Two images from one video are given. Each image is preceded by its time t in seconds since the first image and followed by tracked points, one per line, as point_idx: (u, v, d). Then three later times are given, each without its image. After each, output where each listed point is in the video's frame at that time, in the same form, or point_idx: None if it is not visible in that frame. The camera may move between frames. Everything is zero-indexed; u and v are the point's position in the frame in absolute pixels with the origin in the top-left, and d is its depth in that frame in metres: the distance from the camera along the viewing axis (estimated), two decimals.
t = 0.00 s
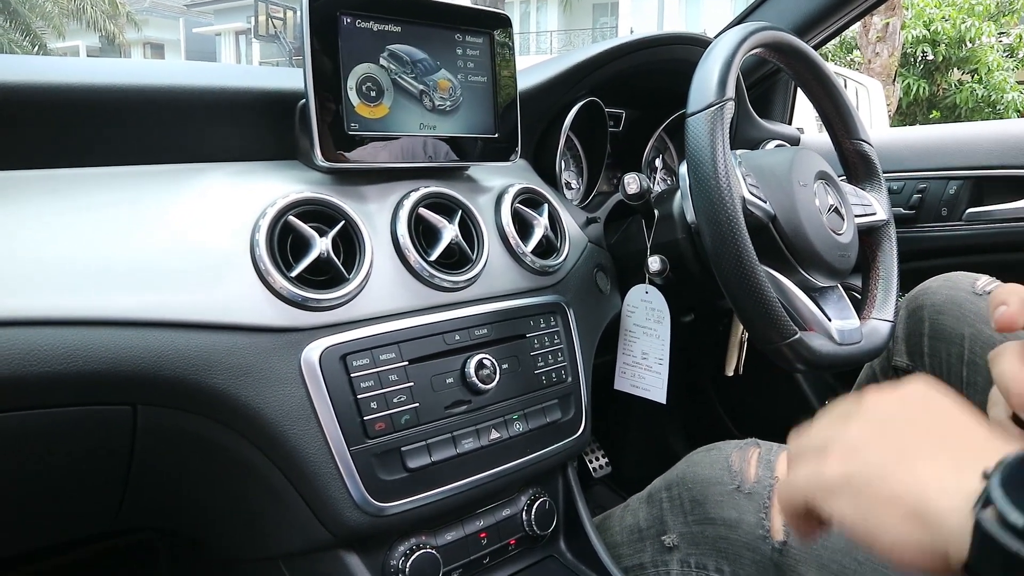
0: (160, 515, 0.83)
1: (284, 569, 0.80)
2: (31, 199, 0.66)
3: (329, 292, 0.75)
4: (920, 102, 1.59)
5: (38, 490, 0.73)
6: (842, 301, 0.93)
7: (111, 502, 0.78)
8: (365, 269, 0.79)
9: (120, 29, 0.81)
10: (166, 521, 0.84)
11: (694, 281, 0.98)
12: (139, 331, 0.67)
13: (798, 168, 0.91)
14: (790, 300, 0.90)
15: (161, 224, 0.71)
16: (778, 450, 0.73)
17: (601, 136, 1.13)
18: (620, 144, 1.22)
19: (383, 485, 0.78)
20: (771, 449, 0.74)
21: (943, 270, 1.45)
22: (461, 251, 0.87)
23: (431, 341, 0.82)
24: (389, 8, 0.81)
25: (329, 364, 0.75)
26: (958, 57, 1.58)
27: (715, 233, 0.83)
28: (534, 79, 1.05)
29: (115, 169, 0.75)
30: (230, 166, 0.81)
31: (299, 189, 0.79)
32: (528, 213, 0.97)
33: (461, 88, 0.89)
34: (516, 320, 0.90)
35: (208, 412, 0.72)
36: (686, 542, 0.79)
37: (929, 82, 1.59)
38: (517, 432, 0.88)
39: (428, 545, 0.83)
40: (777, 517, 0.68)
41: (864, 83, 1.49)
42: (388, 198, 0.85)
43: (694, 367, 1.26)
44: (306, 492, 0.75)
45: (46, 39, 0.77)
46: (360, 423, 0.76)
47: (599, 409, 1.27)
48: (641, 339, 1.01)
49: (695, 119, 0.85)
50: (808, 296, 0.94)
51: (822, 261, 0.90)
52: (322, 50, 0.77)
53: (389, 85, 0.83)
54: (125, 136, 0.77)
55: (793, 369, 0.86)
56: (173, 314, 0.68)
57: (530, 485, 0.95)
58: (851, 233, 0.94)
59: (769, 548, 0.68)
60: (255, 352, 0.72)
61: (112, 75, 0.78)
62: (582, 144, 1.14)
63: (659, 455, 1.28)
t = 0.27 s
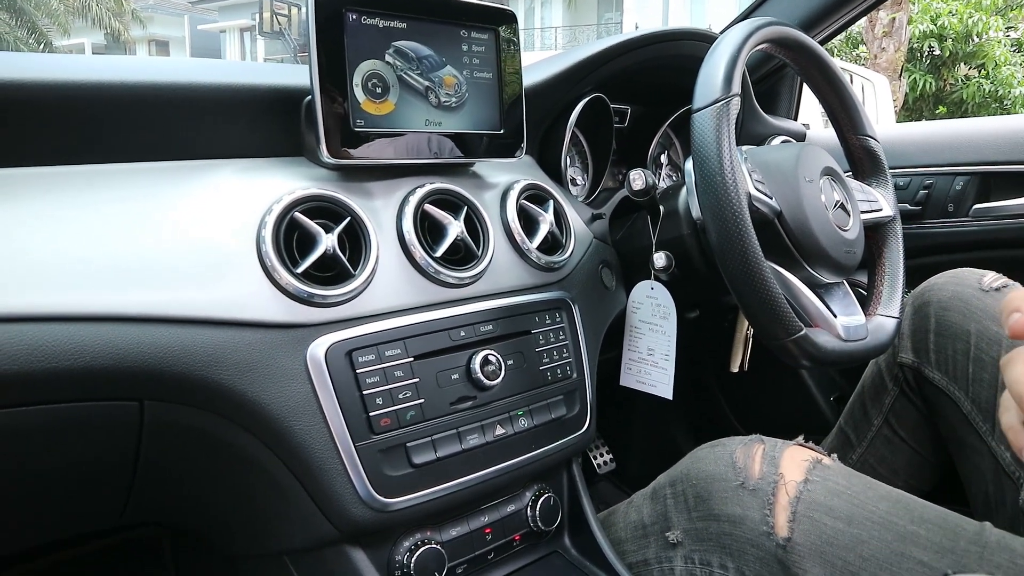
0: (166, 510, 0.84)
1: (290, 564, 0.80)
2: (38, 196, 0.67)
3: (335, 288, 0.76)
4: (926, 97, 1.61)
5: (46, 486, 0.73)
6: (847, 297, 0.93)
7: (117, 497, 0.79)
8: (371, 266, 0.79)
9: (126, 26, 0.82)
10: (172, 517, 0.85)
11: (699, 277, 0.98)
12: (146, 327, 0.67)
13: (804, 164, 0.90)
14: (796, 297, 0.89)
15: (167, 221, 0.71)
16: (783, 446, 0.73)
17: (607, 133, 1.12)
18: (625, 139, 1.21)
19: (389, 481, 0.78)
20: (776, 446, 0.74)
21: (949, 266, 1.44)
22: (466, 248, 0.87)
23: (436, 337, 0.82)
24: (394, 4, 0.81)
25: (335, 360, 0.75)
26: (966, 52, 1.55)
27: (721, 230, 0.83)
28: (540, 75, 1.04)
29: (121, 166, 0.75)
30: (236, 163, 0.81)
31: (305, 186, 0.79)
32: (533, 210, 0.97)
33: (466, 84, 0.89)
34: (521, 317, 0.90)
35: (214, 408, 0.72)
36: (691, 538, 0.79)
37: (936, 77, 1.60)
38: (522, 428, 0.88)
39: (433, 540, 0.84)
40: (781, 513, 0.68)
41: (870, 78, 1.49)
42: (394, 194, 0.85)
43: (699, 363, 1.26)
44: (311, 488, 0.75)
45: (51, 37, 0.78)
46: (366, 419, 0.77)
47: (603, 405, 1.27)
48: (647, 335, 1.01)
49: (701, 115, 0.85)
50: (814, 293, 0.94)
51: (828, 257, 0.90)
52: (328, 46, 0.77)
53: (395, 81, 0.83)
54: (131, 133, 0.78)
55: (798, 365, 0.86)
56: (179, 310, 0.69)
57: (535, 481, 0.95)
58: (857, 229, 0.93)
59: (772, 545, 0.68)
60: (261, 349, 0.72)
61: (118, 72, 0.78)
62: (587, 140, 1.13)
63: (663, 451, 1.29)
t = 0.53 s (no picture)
0: (168, 510, 0.84)
1: (291, 563, 0.81)
2: (37, 197, 0.67)
3: (334, 288, 0.76)
4: (927, 93, 1.60)
5: (47, 486, 0.74)
6: (847, 295, 0.93)
7: (119, 498, 0.79)
8: (370, 266, 0.79)
9: (126, 25, 0.82)
10: (173, 517, 0.85)
11: (698, 275, 0.98)
12: (146, 328, 0.67)
13: (803, 162, 0.90)
14: (795, 294, 0.90)
15: (167, 222, 0.71)
16: (782, 444, 0.73)
17: (606, 131, 1.12)
18: (625, 137, 1.21)
19: (389, 481, 0.78)
20: (776, 443, 0.74)
21: (949, 262, 1.44)
22: (466, 247, 0.87)
23: (436, 337, 0.82)
24: (391, 4, 0.81)
25: (334, 360, 0.75)
26: (966, 48, 1.56)
27: (719, 228, 0.83)
28: (538, 74, 1.04)
29: (120, 167, 0.75)
30: (234, 163, 0.81)
31: (304, 186, 0.79)
32: (532, 209, 0.97)
33: (465, 84, 0.89)
34: (520, 316, 0.90)
35: (214, 408, 0.72)
36: (691, 536, 0.79)
37: (936, 73, 1.59)
38: (522, 427, 0.89)
39: (433, 539, 0.84)
40: (781, 511, 0.68)
41: (869, 75, 1.48)
42: (393, 194, 0.85)
43: (699, 361, 1.26)
44: (312, 488, 0.76)
45: (51, 36, 0.77)
46: (366, 418, 0.77)
47: (603, 403, 1.27)
48: (646, 333, 1.01)
49: (700, 113, 0.85)
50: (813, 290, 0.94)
51: (828, 254, 0.90)
52: (326, 47, 0.77)
53: (393, 81, 0.83)
54: (130, 134, 0.78)
55: (797, 363, 0.86)
56: (179, 311, 0.69)
57: (535, 480, 0.95)
58: (856, 226, 0.93)
59: (772, 542, 0.68)
60: (261, 349, 0.73)
61: (117, 73, 0.78)
62: (586, 139, 1.13)
63: (663, 449, 1.29)
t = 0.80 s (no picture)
0: (172, 508, 0.84)
1: (295, 561, 0.81)
2: (42, 196, 0.67)
3: (338, 287, 0.76)
4: (931, 90, 1.57)
5: (52, 484, 0.74)
6: (851, 292, 0.93)
7: (124, 495, 0.79)
8: (373, 264, 0.79)
9: (130, 23, 0.82)
10: (178, 514, 0.85)
11: (702, 273, 0.98)
12: (150, 326, 0.68)
13: (807, 160, 0.90)
14: (799, 292, 0.90)
15: (171, 220, 0.71)
16: (785, 442, 0.73)
17: (609, 129, 1.12)
18: (628, 135, 1.21)
19: (393, 479, 0.78)
20: (779, 442, 0.74)
21: (953, 260, 1.44)
22: (469, 246, 0.87)
23: (439, 335, 0.82)
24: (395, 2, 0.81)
25: (338, 358, 0.75)
26: (971, 44, 1.58)
27: (723, 227, 0.83)
28: (541, 73, 1.04)
29: (124, 166, 0.75)
30: (238, 162, 0.81)
31: (307, 185, 0.79)
32: (536, 207, 0.97)
33: (468, 82, 0.89)
34: (523, 314, 0.90)
35: (218, 406, 0.72)
36: (694, 534, 0.79)
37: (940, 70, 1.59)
38: (525, 425, 0.89)
39: (437, 538, 0.84)
40: (783, 510, 0.68)
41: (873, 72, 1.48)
42: (396, 192, 0.85)
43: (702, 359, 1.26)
44: (316, 486, 0.76)
45: (55, 34, 0.77)
46: (369, 416, 0.77)
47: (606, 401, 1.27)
48: (649, 332, 1.01)
49: (703, 112, 0.85)
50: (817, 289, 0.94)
51: (831, 253, 0.90)
52: (330, 45, 0.77)
53: (397, 80, 0.83)
54: (134, 133, 0.78)
55: (800, 361, 0.86)
56: (183, 309, 0.69)
57: (538, 478, 0.96)
58: (860, 224, 0.93)
59: (775, 541, 0.68)
60: (265, 347, 0.73)
61: (121, 71, 0.78)
62: (590, 137, 1.13)
63: (667, 447, 1.29)
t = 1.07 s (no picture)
0: (171, 507, 0.84)
1: (294, 560, 0.81)
2: (41, 195, 0.67)
3: (337, 286, 0.76)
4: (931, 90, 1.57)
5: (51, 483, 0.74)
6: (850, 293, 0.93)
7: (122, 494, 0.79)
8: (372, 264, 0.79)
9: (130, 22, 0.83)
10: (177, 513, 0.85)
11: (701, 274, 0.98)
12: (149, 326, 0.68)
13: (806, 160, 0.90)
14: (798, 292, 0.90)
15: (170, 219, 0.71)
16: (784, 442, 0.73)
17: (609, 129, 1.12)
18: (628, 135, 1.21)
19: (391, 478, 0.78)
20: (778, 442, 0.74)
21: (953, 261, 1.44)
22: (468, 246, 0.87)
23: (437, 335, 0.82)
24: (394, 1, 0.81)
25: (336, 358, 0.75)
26: (972, 45, 1.57)
27: (722, 227, 0.83)
28: (541, 72, 1.04)
29: (123, 165, 0.75)
30: (238, 161, 0.81)
31: (306, 184, 0.79)
32: (535, 207, 0.97)
33: (467, 82, 0.89)
34: (521, 314, 0.90)
35: (217, 406, 0.72)
36: (692, 535, 0.79)
37: (941, 70, 1.58)
38: (524, 426, 0.89)
39: (435, 537, 0.84)
40: (782, 511, 0.68)
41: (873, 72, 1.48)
42: (395, 192, 0.85)
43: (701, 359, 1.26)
44: (314, 485, 0.76)
45: (55, 32, 0.77)
46: (368, 416, 0.77)
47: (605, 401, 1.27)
48: (649, 332, 1.01)
49: (702, 112, 0.85)
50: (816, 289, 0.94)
51: (831, 253, 0.90)
52: (329, 45, 0.77)
53: (396, 79, 0.83)
54: (134, 132, 0.78)
55: (800, 361, 0.86)
56: (182, 309, 0.69)
57: (537, 478, 0.96)
58: (860, 225, 0.93)
59: (773, 541, 0.68)
60: (264, 347, 0.73)
61: (121, 70, 0.78)
62: (589, 137, 1.13)
63: (666, 447, 1.29)
